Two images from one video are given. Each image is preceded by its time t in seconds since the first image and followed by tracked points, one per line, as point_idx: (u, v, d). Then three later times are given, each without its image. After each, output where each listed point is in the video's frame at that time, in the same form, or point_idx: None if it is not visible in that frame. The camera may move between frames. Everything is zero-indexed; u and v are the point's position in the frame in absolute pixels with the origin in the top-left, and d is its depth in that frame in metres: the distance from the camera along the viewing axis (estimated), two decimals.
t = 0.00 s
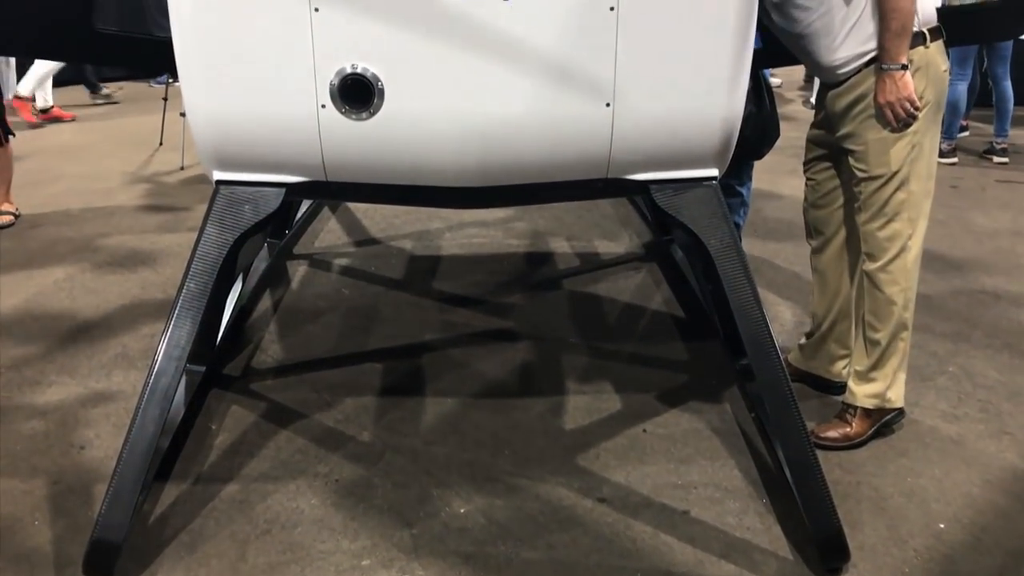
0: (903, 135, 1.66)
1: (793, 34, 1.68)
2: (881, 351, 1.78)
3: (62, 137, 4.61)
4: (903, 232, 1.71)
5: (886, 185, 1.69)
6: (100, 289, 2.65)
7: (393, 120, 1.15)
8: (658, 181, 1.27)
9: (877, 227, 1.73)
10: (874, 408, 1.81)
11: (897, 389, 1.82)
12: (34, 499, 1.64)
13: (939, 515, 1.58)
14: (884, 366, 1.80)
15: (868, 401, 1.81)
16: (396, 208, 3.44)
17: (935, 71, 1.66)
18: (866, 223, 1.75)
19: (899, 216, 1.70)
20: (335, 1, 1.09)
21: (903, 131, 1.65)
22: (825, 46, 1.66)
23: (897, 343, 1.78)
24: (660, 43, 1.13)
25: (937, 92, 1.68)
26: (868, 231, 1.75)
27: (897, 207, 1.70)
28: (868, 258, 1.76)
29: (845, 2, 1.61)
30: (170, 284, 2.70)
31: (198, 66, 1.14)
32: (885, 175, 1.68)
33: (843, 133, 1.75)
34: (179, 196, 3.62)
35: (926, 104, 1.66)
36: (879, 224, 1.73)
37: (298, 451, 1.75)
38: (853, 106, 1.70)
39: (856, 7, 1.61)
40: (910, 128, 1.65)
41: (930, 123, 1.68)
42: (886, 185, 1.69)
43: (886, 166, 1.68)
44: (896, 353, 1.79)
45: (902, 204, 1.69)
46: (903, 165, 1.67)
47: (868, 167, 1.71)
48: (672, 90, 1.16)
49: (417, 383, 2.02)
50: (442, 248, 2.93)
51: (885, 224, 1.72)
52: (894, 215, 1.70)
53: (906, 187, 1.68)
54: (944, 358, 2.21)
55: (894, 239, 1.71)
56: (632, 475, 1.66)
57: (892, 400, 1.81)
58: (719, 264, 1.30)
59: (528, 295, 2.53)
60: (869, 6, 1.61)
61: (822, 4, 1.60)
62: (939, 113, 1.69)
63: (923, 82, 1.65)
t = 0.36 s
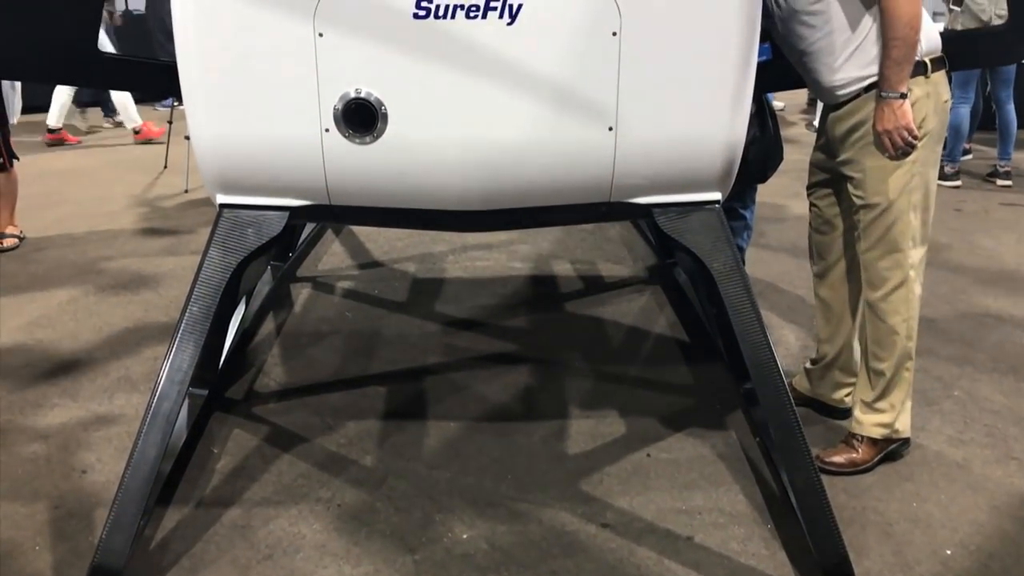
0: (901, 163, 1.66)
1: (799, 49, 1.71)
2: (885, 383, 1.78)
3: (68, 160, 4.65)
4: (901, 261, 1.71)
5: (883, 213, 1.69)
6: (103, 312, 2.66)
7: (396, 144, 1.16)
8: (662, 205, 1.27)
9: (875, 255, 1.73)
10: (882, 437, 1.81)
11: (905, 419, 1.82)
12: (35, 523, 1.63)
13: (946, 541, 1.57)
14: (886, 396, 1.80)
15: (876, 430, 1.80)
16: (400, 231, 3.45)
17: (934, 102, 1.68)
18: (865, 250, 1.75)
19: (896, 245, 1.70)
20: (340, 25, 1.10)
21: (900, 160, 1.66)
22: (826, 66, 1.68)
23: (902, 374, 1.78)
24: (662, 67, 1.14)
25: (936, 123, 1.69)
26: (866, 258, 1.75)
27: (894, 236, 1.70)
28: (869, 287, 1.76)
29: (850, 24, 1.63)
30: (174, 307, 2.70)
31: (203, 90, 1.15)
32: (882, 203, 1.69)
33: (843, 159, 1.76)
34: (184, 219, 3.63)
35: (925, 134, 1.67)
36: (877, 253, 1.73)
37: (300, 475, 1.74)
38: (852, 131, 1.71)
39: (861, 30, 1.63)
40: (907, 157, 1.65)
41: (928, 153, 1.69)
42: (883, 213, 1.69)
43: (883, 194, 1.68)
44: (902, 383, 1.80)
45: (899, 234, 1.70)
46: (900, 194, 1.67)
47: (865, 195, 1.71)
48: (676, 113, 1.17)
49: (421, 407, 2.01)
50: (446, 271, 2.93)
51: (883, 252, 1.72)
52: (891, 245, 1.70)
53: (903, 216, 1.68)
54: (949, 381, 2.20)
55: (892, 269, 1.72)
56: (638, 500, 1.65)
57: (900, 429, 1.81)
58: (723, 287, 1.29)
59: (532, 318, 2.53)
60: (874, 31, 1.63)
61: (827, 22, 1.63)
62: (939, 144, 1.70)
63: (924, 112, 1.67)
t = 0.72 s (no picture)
0: (894, 193, 1.67)
1: (804, 70, 1.74)
2: (885, 414, 1.78)
3: (72, 180, 4.67)
4: (893, 290, 1.71)
5: (875, 242, 1.70)
6: (105, 332, 2.66)
7: (398, 168, 1.17)
8: (663, 227, 1.28)
9: (868, 283, 1.73)
10: (884, 465, 1.80)
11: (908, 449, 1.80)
12: (34, 544, 1.62)
13: (949, 566, 1.55)
14: (889, 425, 1.79)
15: (879, 458, 1.79)
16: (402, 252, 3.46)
17: (932, 133, 1.67)
18: (858, 278, 1.75)
19: (888, 275, 1.70)
20: (342, 48, 1.11)
21: (893, 190, 1.67)
22: (827, 89, 1.70)
23: (902, 404, 1.78)
24: (662, 91, 1.15)
25: (934, 154, 1.68)
26: (861, 287, 1.75)
27: (886, 265, 1.70)
28: (866, 315, 1.76)
29: (851, 50, 1.64)
30: (175, 327, 2.70)
31: (207, 113, 1.16)
32: (875, 232, 1.70)
33: (843, 185, 1.77)
34: (187, 239, 3.65)
35: (922, 165, 1.67)
36: (869, 282, 1.73)
37: (300, 497, 1.73)
38: (849, 158, 1.73)
39: (861, 57, 1.64)
40: (900, 187, 1.66)
41: (924, 183, 1.69)
42: (874, 242, 1.70)
43: (876, 223, 1.69)
44: (905, 414, 1.79)
45: (891, 263, 1.70)
46: (893, 223, 1.68)
47: (859, 223, 1.72)
48: (677, 136, 1.18)
49: (421, 429, 2.00)
50: (448, 291, 2.94)
51: (878, 282, 1.72)
52: (885, 275, 1.71)
53: (895, 246, 1.69)
54: (952, 405, 2.19)
55: (889, 297, 1.72)
56: (639, 523, 1.64)
57: (903, 458, 1.80)
58: (723, 310, 1.29)
59: (532, 339, 2.53)
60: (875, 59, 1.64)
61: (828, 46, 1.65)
62: (936, 175, 1.70)
63: (921, 142, 1.66)
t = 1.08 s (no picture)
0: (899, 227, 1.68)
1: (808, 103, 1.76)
2: (889, 446, 1.77)
3: (77, 199, 4.69)
4: (898, 324, 1.72)
5: (880, 275, 1.71)
6: (106, 352, 2.66)
7: (400, 190, 1.18)
8: (665, 251, 1.28)
9: (874, 316, 1.74)
10: (888, 496, 1.79)
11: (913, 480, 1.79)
12: (31, 566, 1.61)
13: None
14: (893, 457, 1.78)
15: (882, 490, 1.78)
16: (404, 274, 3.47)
17: (937, 165, 1.67)
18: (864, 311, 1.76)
19: (893, 310, 1.71)
20: (346, 72, 1.12)
21: (898, 222, 1.68)
22: (830, 120, 1.72)
23: (908, 436, 1.76)
24: (664, 117, 1.16)
25: (940, 187, 1.68)
26: (867, 320, 1.76)
27: (892, 300, 1.71)
28: (872, 347, 1.76)
29: (851, 83, 1.66)
30: (177, 348, 2.70)
31: (212, 135, 1.16)
32: (879, 266, 1.70)
33: (848, 217, 1.77)
34: (189, 259, 3.65)
35: (927, 199, 1.67)
36: (875, 315, 1.74)
37: (299, 520, 1.72)
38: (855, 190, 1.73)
39: (861, 89, 1.65)
40: (905, 219, 1.67)
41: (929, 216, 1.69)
42: (879, 276, 1.71)
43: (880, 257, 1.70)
44: (910, 446, 1.77)
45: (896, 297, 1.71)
46: (897, 258, 1.69)
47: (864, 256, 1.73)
48: (679, 160, 1.18)
49: (421, 452, 1.99)
50: (449, 314, 2.94)
51: (884, 315, 1.72)
52: (891, 308, 1.71)
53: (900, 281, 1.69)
54: (955, 431, 2.18)
55: (893, 330, 1.72)
56: (641, 549, 1.62)
57: (908, 490, 1.79)
58: (725, 335, 1.28)
59: (533, 362, 2.52)
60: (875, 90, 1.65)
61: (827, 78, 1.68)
62: (942, 208, 1.70)
63: (926, 175, 1.66)
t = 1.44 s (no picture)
0: (897, 251, 1.68)
1: (806, 131, 1.78)
2: (889, 470, 1.76)
3: (78, 219, 4.71)
4: (898, 349, 1.72)
5: (879, 300, 1.71)
6: (105, 373, 2.65)
7: (400, 213, 1.18)
8: (664, 276, 1.28)
9: (873, 341, 1.75)
10: (890, 521, 1.77)
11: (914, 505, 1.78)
12: None
13: None
14: (893, 482, 1.77)
15: (884, 516, 1.77)
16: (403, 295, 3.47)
17: (934, 188, 1.67)
18: (864, 335, 1.76)
19: (892, 334, 1.71)
20: (348, 95, 1.13)
21: (896, 246, 1.68)
22: (826, 147, 1.74)
23: (908, 460, 1.75)
24: (664, 143, 1.17)
25: (938, 211, 1.68)
26: (867, 344, 1.76)
27: (892, 325, 1.71)
28: (872, 371, 1.76)
29: (844, 110, 1.68)
30: (176, 369, 2.70)
31: (214, 158, 1.17)
32: (878, 291, 1.71)
33: (847, 241, 1.78)
34: (190, 280, 3.66)
35: (924, 223, 1.68)
36: (875, 339, 1.74)
37: (296, 543, 1.70)
38: (853, 214, 1.74)
39: (854, 115, 1.67)
40: (903, 243, 1.67)
41: (928, 240, 1.69)
42: (878, 300, 1.71)
43: (880, 281, 1.70)
44: (910, 470, 1.76)
45: (896, 322, 1.71)
46: (896, 282, 1.69)
47: (863, 280, 1.73)
48: (678, 185, 1.19)
49: (419, 475, 1.98)
50: (448, 336, 2.94)
51: (884, 339, 1.73)
52: (891, 333, 1.71)
53: (899, 306, 1.70)
54: (955, 457, 2.17)
55: (894, 354, 1.72)
56: (640, 574, 1.61)
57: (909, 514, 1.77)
58: (725, 360, 1.28)
59: (532, 385, 2.52)
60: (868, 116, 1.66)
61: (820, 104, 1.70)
62: (941, 231, 1.69)
63: (921, 199, 1.67)
